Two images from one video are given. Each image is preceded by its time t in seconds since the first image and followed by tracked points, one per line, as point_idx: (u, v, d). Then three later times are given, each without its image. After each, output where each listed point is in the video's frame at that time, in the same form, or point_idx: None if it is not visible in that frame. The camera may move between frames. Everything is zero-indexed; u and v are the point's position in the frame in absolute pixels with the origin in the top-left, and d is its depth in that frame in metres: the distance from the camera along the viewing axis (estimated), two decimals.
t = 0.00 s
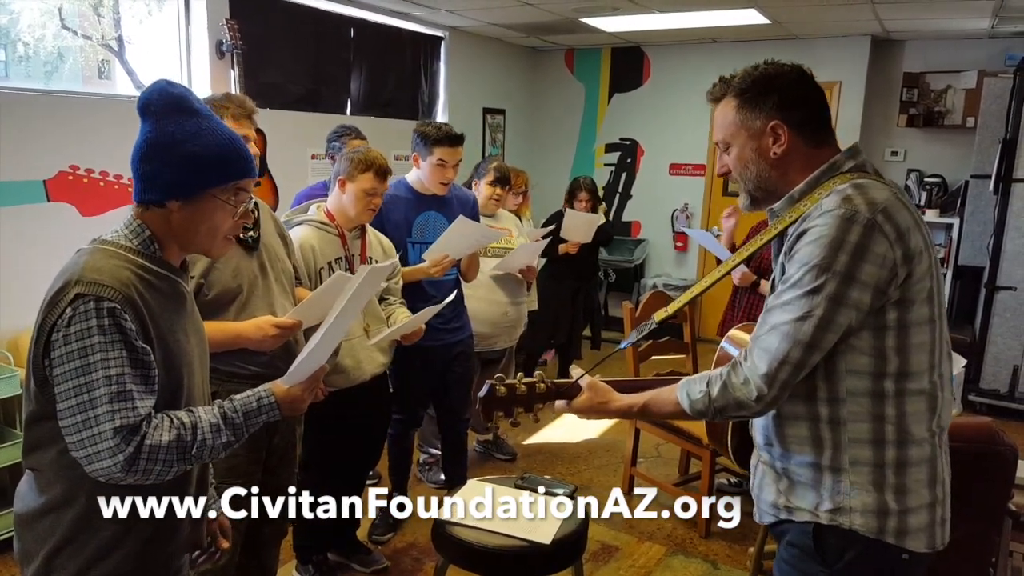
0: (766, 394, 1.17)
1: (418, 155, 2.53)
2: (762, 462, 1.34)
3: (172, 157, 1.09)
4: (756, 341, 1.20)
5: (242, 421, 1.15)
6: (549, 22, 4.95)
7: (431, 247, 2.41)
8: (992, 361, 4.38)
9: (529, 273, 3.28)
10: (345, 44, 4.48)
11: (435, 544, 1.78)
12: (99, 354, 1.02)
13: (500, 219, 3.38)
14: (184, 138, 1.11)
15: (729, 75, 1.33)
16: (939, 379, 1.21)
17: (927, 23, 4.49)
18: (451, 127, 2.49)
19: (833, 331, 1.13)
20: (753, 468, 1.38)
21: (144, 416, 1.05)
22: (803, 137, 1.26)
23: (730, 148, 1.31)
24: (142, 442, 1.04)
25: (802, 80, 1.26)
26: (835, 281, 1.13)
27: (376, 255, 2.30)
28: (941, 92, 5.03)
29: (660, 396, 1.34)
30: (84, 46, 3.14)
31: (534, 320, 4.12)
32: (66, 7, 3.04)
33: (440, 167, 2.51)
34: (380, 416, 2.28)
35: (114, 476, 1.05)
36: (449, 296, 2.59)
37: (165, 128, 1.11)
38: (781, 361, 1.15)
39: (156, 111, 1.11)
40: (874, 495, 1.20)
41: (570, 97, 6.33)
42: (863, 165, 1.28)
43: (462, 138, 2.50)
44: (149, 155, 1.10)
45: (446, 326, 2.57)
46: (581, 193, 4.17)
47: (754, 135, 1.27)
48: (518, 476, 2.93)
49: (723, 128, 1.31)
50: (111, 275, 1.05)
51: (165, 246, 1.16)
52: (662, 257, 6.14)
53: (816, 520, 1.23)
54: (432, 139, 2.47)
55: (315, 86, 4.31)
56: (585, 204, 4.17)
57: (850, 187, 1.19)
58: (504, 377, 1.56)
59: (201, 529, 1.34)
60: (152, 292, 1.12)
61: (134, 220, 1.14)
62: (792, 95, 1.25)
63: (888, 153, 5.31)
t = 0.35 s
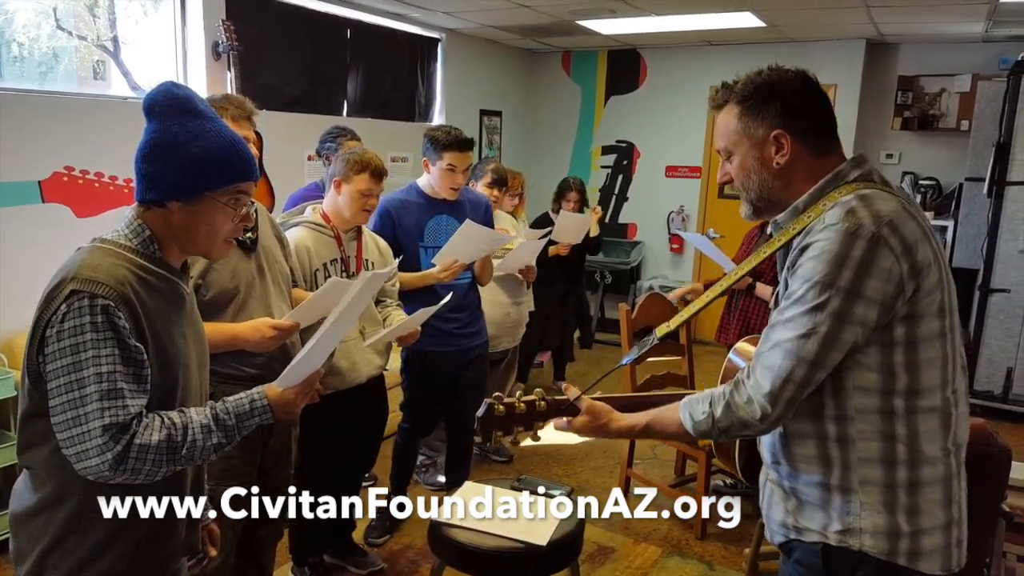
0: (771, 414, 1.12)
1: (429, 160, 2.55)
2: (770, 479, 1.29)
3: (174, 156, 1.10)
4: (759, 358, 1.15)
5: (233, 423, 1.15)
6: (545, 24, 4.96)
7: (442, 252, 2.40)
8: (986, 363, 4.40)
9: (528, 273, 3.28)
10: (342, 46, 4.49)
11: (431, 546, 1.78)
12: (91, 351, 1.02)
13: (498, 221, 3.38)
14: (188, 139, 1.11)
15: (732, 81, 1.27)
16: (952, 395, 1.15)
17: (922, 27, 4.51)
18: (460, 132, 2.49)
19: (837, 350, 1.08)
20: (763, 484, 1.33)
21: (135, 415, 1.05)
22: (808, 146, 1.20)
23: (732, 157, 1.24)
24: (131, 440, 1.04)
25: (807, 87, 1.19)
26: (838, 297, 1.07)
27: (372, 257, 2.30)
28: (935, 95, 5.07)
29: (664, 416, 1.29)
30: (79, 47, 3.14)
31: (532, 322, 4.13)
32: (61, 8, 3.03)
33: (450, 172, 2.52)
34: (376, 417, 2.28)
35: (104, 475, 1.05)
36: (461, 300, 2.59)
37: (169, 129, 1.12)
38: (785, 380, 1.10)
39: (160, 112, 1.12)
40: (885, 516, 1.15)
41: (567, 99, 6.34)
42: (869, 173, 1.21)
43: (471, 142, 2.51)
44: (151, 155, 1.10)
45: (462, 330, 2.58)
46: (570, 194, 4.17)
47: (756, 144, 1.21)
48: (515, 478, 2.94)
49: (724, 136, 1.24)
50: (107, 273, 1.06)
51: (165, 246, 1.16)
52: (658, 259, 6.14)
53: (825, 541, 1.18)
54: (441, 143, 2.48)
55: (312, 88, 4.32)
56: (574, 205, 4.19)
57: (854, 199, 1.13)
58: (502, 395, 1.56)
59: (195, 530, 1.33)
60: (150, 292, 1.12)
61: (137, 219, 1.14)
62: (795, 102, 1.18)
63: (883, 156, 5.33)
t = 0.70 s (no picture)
0: (770, 420, 1.12)
1: (433, 162, 2.55)
2: (779, 486, 1.29)
3: (180, 161, 1.10)
4: (760, 363, 1.15)
5: (236, 421, 1.15)
6: (544, 25, 4.96)
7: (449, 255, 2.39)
8: (982, 363, 4.42)
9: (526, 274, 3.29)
10: (339, 46, 4.49)
11: (428, 545, 1.78)
12: (96, 353, 1.02)
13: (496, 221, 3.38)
14: (197, 145, 1.11)
15: (737, 83, 1.27)
16: (964, 402, 1.16)
17: (919, 28, 4.53)
18: (463, 134, 2.50)
19: (840, 355, 1.08)
20: (772, 491, 1.33)
21: (140, 416, 1.05)
22: (812, 148, 1.19)
23: (738, 160, 1.24)
24: (137, 441, 1.04)
25: (812, 90, 1.20)
26: (841, 303, 1.07)
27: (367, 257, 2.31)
28: (931, 96, 5.09)
29: (664, 422, 1.29)
30: (75, 47, 3.12)
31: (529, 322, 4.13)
32: (57, 7, 3.02)
33: (453, 176, 2.53)
34: (373, 417, 2.27)
35: (109, 476, 1.05)
36: (471, 302, 2.59)
37: (179, 133, 1.12)
38: (785, 386, 1.10)
39: (173, 115, 1.12)
40: (896, 525, 1.15)
41: (564, 100, 6.34)
42: (875, 176, 1.22)
43: (473, 143, 2.51)
44: (158, 157, 1.10)
45: (473, 332, 2.58)
46: (556, 195, 4.17)
47: (761, 147, 1.20)
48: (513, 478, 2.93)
49: (730, 140, 1.24)
50: (109, 275, 1.06)
51: (163, 247, 1.16)
52: (655, 260, 6.15)
53: (835, 549, 1.19)
54: (444, 145, 2.48)
55: (310, 88, 4.31)
56: (558, 205, 4.19)
57: (858, 203, 1.14)
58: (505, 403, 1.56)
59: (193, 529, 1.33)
60: (150, 293, 1.12)
61: (135, 219, 1.13)
62: (801, 105, 1.18)
63: (880, 156, 5.34)
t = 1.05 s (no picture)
0: (767, 410, 1.13)
1: (424, 155, 2.55)
2: (775, 472, 1.31)
3: (191, 165, 1.10)
4: (761, 353, 1.16)
5: (230, 415, 1.15)
6: (539, 20, 4.95)
7: (438, 250, 2.38)
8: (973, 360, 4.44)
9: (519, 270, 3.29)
10: (333, 40, 4.47)
11: (422, 540, 1.78)
12: (91, 349, 1.02)
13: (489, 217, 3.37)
14: (212, 152, 1.12)
15: (755, 66, 1.26)
16: (966, 404, 1.16)
17: (912, 25, 4.54)
18: (455, 128, 2.48)
19: (843, 353, 1.08)
20: (768, 478, 1.35)
21: (134, 411, 1.05)
22: (829, 138, 1.18)
23: (751, 146, 1.23)
24: (131, 436, 1.04)
25: (833, 78, 1.18)
26: (849, 301, 1.07)
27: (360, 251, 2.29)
28: (924, 93, 5.10)
29: (660, 401, 1.30)
30: (67, 40, 3.10)
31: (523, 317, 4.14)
32: None
33: (444, 169, 2.52)
34: (365, 411, 2.27)
35: (103, 471, 1.04)
36: (458, 296, 2.59)
37: (196, 137, 1.12)
38: (785, 379, 1.11)
39: (192, 117, 1.13)
40: (890, 522, 1.16)
41: (559, 95, 6.34)
42: (892, 169, 1.21)
43: (466, 138, 2.50)
44: (169, 157, 1.10)
45: (458, 327, 2.58)
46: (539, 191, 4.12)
47: (777, 134, 1.19)
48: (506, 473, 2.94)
49: (745, 124, 1.23)
50: (105, 270, 1.05)
51: (160, 244, 1.15)
52: (649, 256, 6.16)
53: (827, 541, 1.20)
54: (435, 139, 2.47)
55: (303, 82, 4.30)
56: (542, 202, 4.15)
57: (874, 198, 1.13)
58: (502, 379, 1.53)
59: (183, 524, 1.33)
60: (145, 288, 1.11)
61: (133, 212, 1.13)
62: (821, 93, 1.16)
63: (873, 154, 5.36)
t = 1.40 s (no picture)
0: (764, 402, 1.13)
1: (407, 152, 2.54)
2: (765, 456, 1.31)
3: (181, 164, 1.10)
4: (761, 344, 1.16)
5: (220, 413, 1.15)
6: (533, 17, 4.94)
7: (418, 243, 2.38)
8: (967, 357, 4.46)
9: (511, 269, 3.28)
10: (328, 38, 4.45)
11: (417, 539, 1.78)
12: (79, 345, 1.01)
13: (484, 215, 3.36)
14: (202, 148, 1.12)
15: (768, 53, 1.24)
16: (959, 407, 1.17)
17: (906, 23, 4.55)
18: (440, 125, 2.48)
19: (846, 351, 1.08)
20: (756, 464, 1.35)
21: (123, 408, 1.05)
22: (844, 129, 1.18)
23: (763, 135, 1.23)
24: (120, 433, 1.04)
25: (849, 66, 1.16)
26: (857, 301, 1.07)
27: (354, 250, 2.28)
28: (918, 91, 5.10)
29: (654, 391, 1.29)
30: (61, 38, 3.08)
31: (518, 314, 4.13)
32: None
33: (428, 166, 2.52)
34: (359, 409, 2.27)
35: (91, 467, 1.04)
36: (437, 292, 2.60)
37: (186, 134, 1.11)
38: (784, 372, 1.11)
39: (181, 115, 1.12)
40: (876, 518, 1.16)
41: (554, 93, 6.34)
42: (910, 165, 1.20)
43: (450, 136, 2.50)
44: (159, 156, 1.10)
45: (433, 321, 2.57)
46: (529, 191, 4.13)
47: (790, 124, 1.19)
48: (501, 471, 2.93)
49: (758, 112, 1.22)
50: (93, 267, 1.04)
51: (149, 242, 1.14)
52: (644, 253, 6.16)
53: (813, 533, 1.20)
54: (421, 136, 2.46)
55: (297, 80, 4.28)
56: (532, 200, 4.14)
57: (890, 195, 1.12)
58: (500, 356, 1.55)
59: (178, 525, 1.32)
60: (134, 286, 1.11)
61: (123, 212, 1.12)
62: (836, 82, 1.16)
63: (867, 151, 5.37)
